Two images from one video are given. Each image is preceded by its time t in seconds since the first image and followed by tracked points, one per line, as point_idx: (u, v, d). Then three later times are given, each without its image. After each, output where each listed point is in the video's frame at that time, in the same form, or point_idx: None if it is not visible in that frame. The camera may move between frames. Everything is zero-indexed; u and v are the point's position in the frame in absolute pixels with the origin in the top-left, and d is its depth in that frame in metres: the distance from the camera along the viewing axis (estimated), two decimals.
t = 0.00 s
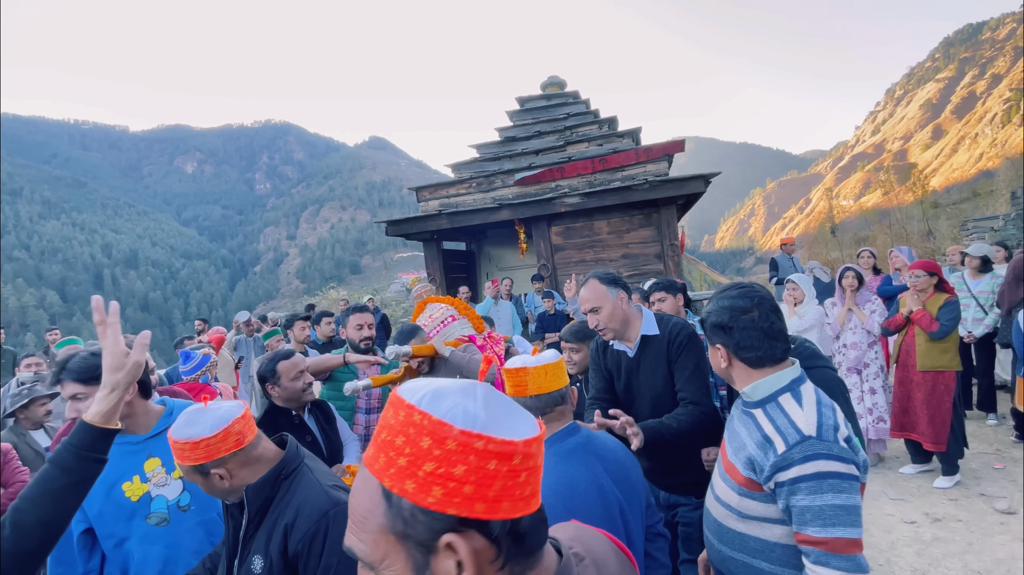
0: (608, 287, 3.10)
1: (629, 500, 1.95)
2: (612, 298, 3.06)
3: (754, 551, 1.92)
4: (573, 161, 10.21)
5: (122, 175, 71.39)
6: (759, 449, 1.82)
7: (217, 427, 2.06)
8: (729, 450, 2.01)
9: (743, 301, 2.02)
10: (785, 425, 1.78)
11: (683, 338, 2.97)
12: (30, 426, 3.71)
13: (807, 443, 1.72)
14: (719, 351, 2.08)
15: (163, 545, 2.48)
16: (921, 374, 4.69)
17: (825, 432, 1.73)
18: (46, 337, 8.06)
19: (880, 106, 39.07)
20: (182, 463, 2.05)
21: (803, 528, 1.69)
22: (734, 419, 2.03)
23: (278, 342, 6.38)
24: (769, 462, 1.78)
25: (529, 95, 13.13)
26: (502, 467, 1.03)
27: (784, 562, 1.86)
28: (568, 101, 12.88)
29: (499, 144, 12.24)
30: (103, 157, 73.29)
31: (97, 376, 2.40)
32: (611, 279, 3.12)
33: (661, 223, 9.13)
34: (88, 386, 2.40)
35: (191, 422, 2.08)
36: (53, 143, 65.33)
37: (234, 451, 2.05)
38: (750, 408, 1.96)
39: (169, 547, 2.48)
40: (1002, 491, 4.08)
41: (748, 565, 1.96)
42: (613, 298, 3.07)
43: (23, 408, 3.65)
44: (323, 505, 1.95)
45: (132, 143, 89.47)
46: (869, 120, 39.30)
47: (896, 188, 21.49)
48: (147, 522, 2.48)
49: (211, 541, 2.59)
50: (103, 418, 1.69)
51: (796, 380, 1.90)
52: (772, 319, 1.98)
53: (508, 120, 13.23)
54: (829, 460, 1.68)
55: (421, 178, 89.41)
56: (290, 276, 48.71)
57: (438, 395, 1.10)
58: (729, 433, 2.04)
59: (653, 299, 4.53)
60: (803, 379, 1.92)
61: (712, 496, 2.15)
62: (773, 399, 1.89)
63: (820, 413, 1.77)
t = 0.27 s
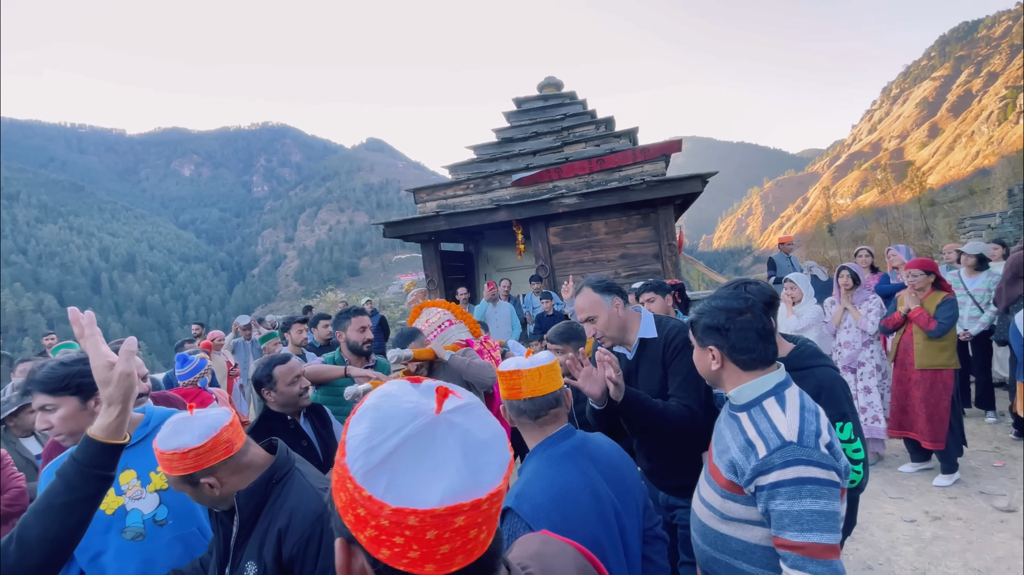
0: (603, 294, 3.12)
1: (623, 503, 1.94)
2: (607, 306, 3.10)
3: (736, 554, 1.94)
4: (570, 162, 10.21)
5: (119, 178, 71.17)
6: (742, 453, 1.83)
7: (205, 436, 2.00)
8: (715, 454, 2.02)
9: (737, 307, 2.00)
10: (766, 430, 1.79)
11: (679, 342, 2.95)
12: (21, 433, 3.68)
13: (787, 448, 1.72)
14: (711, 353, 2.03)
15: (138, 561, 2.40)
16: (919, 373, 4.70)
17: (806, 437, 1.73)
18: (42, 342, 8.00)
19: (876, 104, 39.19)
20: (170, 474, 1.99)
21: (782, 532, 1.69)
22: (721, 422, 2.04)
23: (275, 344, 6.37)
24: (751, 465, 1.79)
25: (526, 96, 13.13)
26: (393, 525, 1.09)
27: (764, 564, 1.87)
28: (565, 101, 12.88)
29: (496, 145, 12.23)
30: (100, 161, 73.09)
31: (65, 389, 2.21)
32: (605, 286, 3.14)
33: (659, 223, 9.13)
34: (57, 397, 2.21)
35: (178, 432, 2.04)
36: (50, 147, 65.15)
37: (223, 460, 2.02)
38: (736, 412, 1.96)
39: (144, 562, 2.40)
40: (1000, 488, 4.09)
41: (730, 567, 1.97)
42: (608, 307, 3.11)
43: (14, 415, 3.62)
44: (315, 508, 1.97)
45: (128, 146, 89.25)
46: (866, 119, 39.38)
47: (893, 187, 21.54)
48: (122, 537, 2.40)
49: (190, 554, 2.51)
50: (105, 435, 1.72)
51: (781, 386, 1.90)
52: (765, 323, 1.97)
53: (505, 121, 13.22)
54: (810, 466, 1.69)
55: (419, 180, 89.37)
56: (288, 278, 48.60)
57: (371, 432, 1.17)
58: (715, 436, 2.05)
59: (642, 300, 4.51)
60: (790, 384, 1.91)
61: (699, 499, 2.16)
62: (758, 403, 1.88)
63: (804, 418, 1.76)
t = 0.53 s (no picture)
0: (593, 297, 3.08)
1: (616, 502, 1.92)
2: (595, 317, 3.06)
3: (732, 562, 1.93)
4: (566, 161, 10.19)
5: (113, 179, 70.82)
6: (743, 459, 1.81)
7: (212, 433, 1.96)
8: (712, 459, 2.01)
9: (729, 304, 2.00)
10: (769, 435, 1.76)
11: (670, 343, 2.90)
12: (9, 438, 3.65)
13: (792, 454, 1.69)
14: (706, 353, 2.02)
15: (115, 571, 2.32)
16: (916, 369, 4.70)
17: (811, 441, 1.70)
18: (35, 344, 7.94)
19: (871, 103, 39.35)
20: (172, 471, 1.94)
21: (790, 544, 1.66)
22: (718, 426, 2.01)
23: (270, 346, 6.34)
24: (753, 473, 1.76)
25: (521, 95, 13.12)
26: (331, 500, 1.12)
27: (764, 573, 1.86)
28: (561, 100, 12.87)
29: (492, 144, 12.21)
30: (94, 162, 72.70)
31: (45, 393, 2.18)
32: (597, 288, 3.10)
33: (655, 222, 9.12)
34: (38, 402, 2.18)
35: (182, 427, 1.98)
36: (43, 148, 64.80)
37: (227, 457, 1.98)
38: (734, 415, 1.94)
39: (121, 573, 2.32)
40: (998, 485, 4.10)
41: None
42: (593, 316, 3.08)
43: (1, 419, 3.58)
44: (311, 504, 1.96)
45: (123, 147, 88.82)
46: (861, 118, 39.55)
47: (888, 184, 21.63)
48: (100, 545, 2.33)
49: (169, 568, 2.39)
50: (108, 473, 1.64)
51: (779, 385, 1.89)
52: (759, 319, 1.97)
53: (501, 120, 13.21)
54: (816, 471, 1.66)
55: (416, 180, 89.24)
56: (284, 279, 48.46)
57: (332, 412, 1.16)
58: (713, 440, 2.02)
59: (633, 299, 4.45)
60: (788, 383, 1.90)
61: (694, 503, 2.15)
62: (756, 405, 1.87)
63: (806, 421, 1.74)
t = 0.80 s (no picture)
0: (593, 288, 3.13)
1: (619, 498, 1.90)
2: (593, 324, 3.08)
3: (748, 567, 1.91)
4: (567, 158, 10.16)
5: (113, 179, 70.75)
6: (755, 461, 1.78)
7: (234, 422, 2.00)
8: (718, 459, 1.99)
9: (729, 299, 1.97)
10: (781, 433, 1.74)
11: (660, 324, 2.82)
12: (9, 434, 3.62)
13: (808, 452, 1.67)
14: (710, 351, 1.98)
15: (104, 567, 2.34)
16: (919, 365, 4.67)
17: (826, 437, 1.68)
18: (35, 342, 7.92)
19: (872, 100, 39.21)
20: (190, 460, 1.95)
21: (815, 550, 1.63)
22: (724, 426, 2.00)
23: (271, 343, 6.35)
24: (768, 475, 1.74)
25: (522, 93, 13.11)
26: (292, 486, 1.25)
27: None
28: (561, 97, 12.82)
29: (493, 141, 12.17)
30: (94, 161, 72.61)
31: (44, 383, 2.17)
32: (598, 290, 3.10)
33: (656, 219, 9.10)
34: (37, 391, 2.18)
35: (204, 417, 2.00)
36: (43, 147, 64.66)
37: (248, 448, 2.02)
38: (740, 413, 1.93)
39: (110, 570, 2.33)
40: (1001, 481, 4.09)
41: None
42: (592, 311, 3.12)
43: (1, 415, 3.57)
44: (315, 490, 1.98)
45: (123, 147, 88.69)
46: (862, 115, 39.45)
47: (889, 182, 21.56)
48: (92, 541, 2.35)
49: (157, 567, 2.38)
50: (109, 446, 1.60)
51: (785, 380, 1.89)
52: (762, 312, 1.96)
53: (502, 117, 13.17)
54: (835, 469, 1.64)
55: (416, 178, 89.10)
56: (284, 278, 48.41)
57: (299, 407, 1.30)
58: (719, 442, 2.01)
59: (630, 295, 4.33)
60: (792, 378, 1.91)
61: (702, 506, 2.14)
62: (764, 403, 1.87)
63: (819, 416, 1.73)
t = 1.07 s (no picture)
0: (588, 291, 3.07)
1: (622, 507, 1.88)
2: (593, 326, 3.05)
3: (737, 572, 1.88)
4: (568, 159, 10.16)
5: (114, 179, 70.82)
6: (747, 467, 1.78)
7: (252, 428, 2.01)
8: (702, 465, 1.96)
9: (717, 310, 1.98)
10: (772, 439, 1.76)
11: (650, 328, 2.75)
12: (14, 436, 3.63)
13: (801, 455, 1.70)
14: (698, 360, 1.97)
15: None
16: (922, 367, 4.66)
17: (815, 440, 1.74)
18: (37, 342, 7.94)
19: (872, 101, 39.23)
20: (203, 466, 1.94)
21: (811, 549, 1.66)
22: (707, 433, 1.99)
23: (274, 344, 6.35)
24: (761, 479, 1.74)
25: (523, 93, 13.11)
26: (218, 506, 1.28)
27: None
28: (563, 98, 12.83)
29: (494, 141, 12.17)
30: (96, 161, 72.69)
31: (46, 383, 2.15)
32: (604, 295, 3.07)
33: (658, 220, 9.10)
34: (40, 392, 2.17)
35: (212, 423, 1.98)
36: (45, 147, 64.76)
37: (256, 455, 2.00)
38: (725, 421, 1.93)
39: None
40: (1004, 483, 4.08)
41: None
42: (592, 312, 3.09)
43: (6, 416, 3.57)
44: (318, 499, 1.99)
45: (124, 146, 88.77)
46: (863, 116, 39.46)
47: (890, 182, 21.57)
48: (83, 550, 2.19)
49: None
50: (88, 504, 1.48)
51: (768, 387, 1.92)
52: (747, 323, 1.99)
53: (503, 118, 13.18)
54: (825, 470, 1.68)
55: (417, 179, 89.15)
56: (285, 278, 48.46)
57: (240, 423, 1.33)
58: (702, 450, 1.99)
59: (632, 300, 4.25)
60: (773, 386, 1.94)
61: (684, 512, 2.09)
62: (749, 410, 1.87)
63: (805, 421, 1.78)
